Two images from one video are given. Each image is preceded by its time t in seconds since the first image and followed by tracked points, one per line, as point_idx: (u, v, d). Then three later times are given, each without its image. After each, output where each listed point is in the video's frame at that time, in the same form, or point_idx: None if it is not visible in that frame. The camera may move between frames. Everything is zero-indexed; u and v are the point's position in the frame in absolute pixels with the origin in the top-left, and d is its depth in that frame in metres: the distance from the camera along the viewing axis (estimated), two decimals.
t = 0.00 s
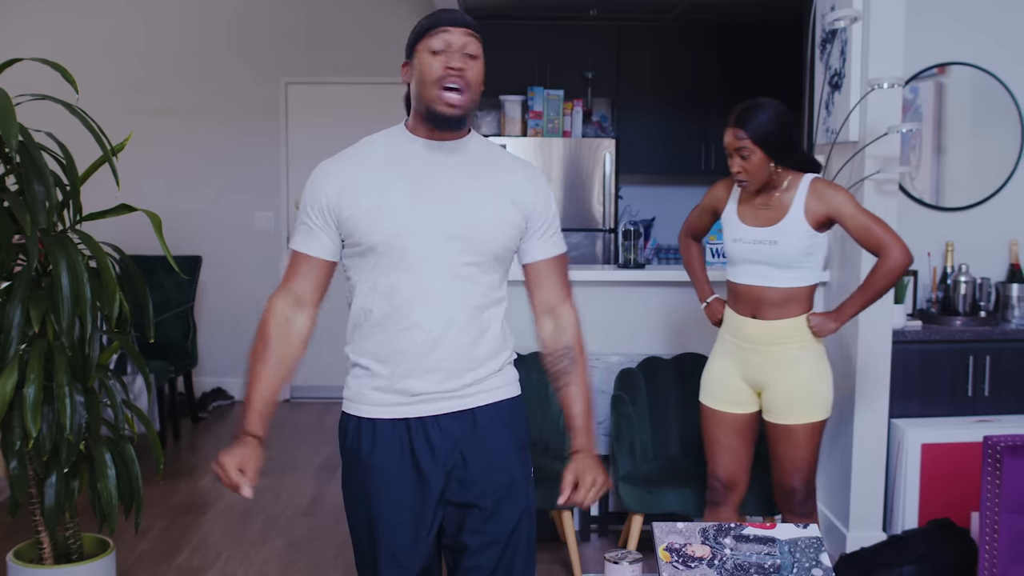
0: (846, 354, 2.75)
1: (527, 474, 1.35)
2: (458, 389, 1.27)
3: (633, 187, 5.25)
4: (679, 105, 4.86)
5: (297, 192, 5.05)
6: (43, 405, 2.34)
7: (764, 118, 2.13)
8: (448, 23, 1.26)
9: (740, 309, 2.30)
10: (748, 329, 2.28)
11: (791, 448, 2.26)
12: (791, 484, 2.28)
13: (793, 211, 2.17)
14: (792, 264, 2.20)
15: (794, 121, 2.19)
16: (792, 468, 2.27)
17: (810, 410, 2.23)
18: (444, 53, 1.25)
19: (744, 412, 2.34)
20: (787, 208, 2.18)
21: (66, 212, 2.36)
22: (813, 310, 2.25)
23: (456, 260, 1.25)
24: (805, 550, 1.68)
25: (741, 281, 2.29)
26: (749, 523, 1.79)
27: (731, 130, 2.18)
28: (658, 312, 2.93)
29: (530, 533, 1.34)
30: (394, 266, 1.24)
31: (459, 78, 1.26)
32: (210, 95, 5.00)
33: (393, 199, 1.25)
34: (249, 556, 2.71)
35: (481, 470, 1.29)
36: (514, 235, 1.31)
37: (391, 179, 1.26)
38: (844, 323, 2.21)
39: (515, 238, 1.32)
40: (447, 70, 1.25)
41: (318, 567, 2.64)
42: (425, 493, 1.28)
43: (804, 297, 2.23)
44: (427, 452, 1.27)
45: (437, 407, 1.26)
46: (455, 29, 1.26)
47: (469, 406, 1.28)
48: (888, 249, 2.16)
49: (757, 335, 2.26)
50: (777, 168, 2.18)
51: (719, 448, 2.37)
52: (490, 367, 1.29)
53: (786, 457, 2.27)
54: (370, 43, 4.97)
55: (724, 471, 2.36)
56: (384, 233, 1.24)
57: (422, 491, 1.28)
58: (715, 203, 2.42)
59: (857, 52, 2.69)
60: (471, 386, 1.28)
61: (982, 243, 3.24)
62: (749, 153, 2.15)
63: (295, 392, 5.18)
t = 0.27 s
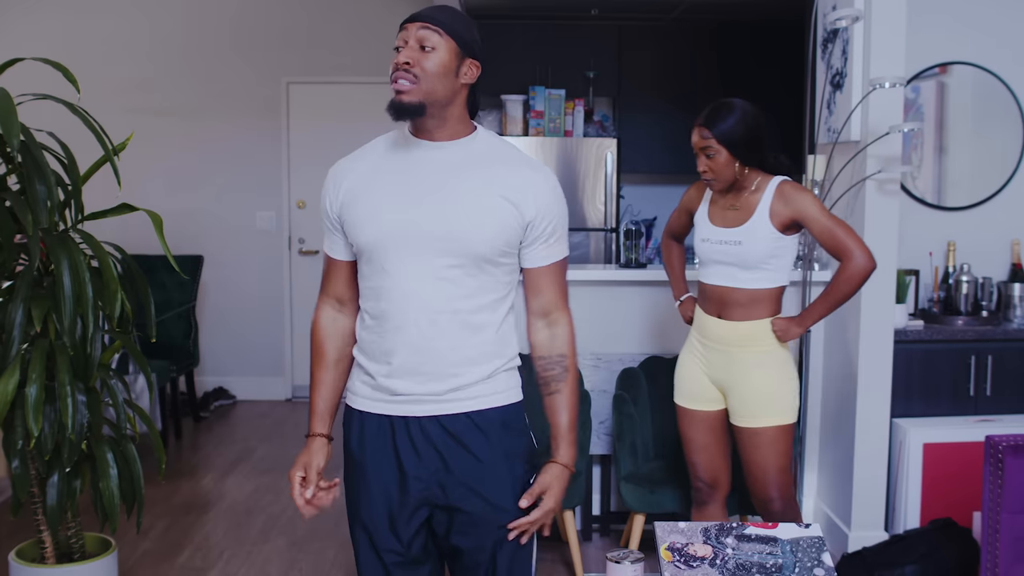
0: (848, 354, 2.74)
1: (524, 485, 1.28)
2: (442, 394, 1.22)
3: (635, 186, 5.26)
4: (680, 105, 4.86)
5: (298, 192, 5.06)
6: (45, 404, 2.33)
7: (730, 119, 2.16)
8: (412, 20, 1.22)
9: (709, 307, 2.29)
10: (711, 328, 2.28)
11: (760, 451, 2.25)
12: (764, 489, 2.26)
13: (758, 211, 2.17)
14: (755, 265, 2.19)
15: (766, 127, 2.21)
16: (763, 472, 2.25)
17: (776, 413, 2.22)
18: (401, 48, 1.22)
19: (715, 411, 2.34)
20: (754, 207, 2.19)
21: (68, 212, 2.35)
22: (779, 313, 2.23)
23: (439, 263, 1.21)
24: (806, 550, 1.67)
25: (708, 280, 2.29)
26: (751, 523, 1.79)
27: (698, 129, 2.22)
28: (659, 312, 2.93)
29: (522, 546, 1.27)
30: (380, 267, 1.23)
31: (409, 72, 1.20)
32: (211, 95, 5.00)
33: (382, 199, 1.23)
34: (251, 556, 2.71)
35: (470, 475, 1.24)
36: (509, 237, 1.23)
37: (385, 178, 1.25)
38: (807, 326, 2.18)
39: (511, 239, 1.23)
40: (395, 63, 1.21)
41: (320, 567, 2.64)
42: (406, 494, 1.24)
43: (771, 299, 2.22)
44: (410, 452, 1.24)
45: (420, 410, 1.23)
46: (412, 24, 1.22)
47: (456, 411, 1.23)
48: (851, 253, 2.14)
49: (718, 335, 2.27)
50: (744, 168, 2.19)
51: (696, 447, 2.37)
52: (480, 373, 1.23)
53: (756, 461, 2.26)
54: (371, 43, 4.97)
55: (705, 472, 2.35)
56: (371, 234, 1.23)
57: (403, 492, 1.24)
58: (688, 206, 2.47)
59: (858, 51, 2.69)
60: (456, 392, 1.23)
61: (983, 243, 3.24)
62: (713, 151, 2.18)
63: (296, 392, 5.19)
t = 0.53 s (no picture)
0: (852, 354, 2.74)
1: (510, 494, 1.24)
2: (427, 392, 1.22)
3: (639, 186, 5.26)
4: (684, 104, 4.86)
5: (302, 191, 5.06)
6: (50, 403, 2.33)
7: (713, 118, 2.16)
8: (406, 36, 1.20)
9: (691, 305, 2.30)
10: (690, 323, 2.28)
11: (733, 448, 2.21)
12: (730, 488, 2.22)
13: (740, 209, 2.16)
14: (735, 263, 2.18)
15: (748, 125, 2.21)
16: (732, 470, 2.21)
17: (751, 409, 2.20)
18: (408, 68, 1.20)
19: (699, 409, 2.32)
20: (735, 206, 2.17)
21: (73, 211, 2.35)
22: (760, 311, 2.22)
23: (428, 258, 1.22)
24: (811, 549, 1.67)
25: (691, 278, 2.28)
26: (756, 522, 1.78)
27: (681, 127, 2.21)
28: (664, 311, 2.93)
29: (499, 552, 1.24)
30: (381, 260, 1.27)
31: (426, 91, 1.20)
32: (216, 94, 5.00)
33: (390, 195, 1.28)
34: (256, 555, 2.71)
35: (455, 474, 1.22)
36: (499, 235, 1.21)
37: (397, 175, 1.29)
38: (787, 324, 2.16)
39: (502, 237, 1.21)
40: (410, 85, 1.20)
41: (325, 566, 2.64)
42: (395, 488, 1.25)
43: (754, 296, 2.21)
44: (399, 449, 1.25)
45: (407, 407, 1.23)
46: (411, 40, 1.20)
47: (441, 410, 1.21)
48: (830, 251, 2.12)
49: (696, 330, 2.26)
50: (727, 166, 2.18)
51: (684, 445, 2.35)
52: (464, 373, 1.21)
53: (727, 459, 2.22)
54: (375, 43, 4.97)
55: (697, 472, 2.33)
56: (377, 227, 1.28)
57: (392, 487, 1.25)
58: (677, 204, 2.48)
59: (863, 51, 2.68)
60: (441, 391, 1.21)
61: (989, 242, 3.23)
62: (695, 149, 2.18)
63: (301, 391, 5.19)
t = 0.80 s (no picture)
0: (857, 353, 2.74)
1: (525, 497, 1.24)
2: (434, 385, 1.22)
3: (642, 185, 5.27)
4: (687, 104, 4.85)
5: (306, 191, 5.06)
6: (55, 403, 2.33)
7: (700, 118, 2.14)
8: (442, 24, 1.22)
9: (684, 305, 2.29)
10: (683, 322, 2.28)
11: (710, 445, 2.17)
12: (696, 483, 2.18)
13: (728, 208, 2.15)
14: (726, 262, 2.17)
15: (737, 123, 2.18)
16: (703, 466, 2.17)
17: (736, 408, 2.17)
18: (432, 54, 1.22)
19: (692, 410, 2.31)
20: (724, 206, 2.16)
21: (78, 211, 2.34)
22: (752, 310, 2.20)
23: (435, 252, 1.24)
24: (815, 549, 1.67)
25: (683, 278, 2.27)
26: (760, 522, 1.77)
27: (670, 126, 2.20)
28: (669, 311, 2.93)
29: (513, 554, 1.23)
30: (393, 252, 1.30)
31: (439, 80, 1.21)
32: (219, 94, 5.01)
33: (406, 190, 1.31)
34: (259, 555, 2.71)
35: (472, 475, 1.22)
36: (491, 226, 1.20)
37: (415, 170, 1.32)
38: (779, 323, 2.14)
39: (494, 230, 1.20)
40: (426, 71, 1.22)
41: (330, 566, 2.64)
42: (406, 489, 1.25)
43: (747, 295, 2.19)
44: (411, 451, 1.24)
45: (420, 408, 1.23)
46: (441, 29, 1.22)
47: (444, 403, 1.22)
48: (819, 247, 2.11)
49: (688, 329, 2.26)
50: (715, 165, 2.17)
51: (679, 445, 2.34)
52: (464, 365, 1.21)
53: (701, 455, 2.19)
54: (378, 42, 4.97)
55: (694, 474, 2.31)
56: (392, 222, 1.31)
57: (404, 488, 1.25)
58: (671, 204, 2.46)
59: (868, 50, 2.68)
60: (442, 383, 1.22)
61: (994, 242, 3.23)
62: (682, 148, 2.16)
63: (305, 391, 5.19)
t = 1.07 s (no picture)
0: (860, 354, 2.74)
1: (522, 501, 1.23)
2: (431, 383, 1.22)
3: (645, 186, 5.27)
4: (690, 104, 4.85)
5: (310, 192, 5.07)
6: (59, 403, 2.33)
7: (697, 118, 2.13)
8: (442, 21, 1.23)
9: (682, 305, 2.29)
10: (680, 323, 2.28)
11: (709, 446, 2.17)
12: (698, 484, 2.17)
13: (725, 208, 2.15)
14: (722, 263, 2.16)
15: (733, 124, 2.18)
16: (705, 466, 2.17)
17: (734, 408, 2.16)
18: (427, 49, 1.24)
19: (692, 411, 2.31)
20: (719, 206, 2.16)
21: (82, 212, 2.34)
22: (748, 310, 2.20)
23: (424, 249, 1.24)
24: (819, 550, 1.66)
25: (681, 279, 2.28)
26: (763, 523, 1.76)
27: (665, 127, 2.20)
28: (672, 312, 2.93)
29: (509, 559, 1.22)
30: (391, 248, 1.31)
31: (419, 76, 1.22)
32: (223, 95, 5.02)
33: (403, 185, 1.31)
34: (263, 555, 2.71)
35: (468, 479, 1.21)
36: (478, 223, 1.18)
37: (413, 164, 1.32)
38: (774, 323, 2.13)
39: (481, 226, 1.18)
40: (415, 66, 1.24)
41: (334, 566, 2.64)
42: (405, 488, 1.25)
43: (743, 296, 2.19)
44: (411, 450, 1.24)
45: (420, 405, 1.23)
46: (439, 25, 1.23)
47: (436, 404, 1.21)
48: (814, 247, 2.11)
49: (686, 330, 2.26)
50: (711, 166, 2.17)
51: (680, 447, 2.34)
52: (456, 362, 1.20)
53: (702, 455, 2.18)
54: (381, 43, 4.97)
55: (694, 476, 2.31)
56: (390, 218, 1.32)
57: (403, 487, 1.26)
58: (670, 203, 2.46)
59: (871, 51, 2.68)
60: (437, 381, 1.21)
61: (998, 243, 3.23)
62: (677, 149, 2.17)
63: (308, 391, 5.20)
